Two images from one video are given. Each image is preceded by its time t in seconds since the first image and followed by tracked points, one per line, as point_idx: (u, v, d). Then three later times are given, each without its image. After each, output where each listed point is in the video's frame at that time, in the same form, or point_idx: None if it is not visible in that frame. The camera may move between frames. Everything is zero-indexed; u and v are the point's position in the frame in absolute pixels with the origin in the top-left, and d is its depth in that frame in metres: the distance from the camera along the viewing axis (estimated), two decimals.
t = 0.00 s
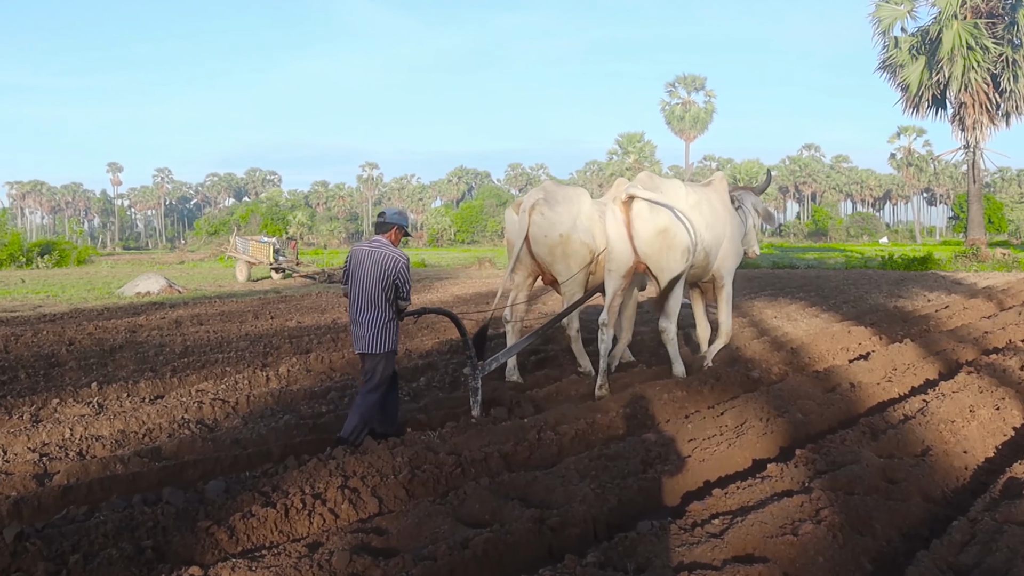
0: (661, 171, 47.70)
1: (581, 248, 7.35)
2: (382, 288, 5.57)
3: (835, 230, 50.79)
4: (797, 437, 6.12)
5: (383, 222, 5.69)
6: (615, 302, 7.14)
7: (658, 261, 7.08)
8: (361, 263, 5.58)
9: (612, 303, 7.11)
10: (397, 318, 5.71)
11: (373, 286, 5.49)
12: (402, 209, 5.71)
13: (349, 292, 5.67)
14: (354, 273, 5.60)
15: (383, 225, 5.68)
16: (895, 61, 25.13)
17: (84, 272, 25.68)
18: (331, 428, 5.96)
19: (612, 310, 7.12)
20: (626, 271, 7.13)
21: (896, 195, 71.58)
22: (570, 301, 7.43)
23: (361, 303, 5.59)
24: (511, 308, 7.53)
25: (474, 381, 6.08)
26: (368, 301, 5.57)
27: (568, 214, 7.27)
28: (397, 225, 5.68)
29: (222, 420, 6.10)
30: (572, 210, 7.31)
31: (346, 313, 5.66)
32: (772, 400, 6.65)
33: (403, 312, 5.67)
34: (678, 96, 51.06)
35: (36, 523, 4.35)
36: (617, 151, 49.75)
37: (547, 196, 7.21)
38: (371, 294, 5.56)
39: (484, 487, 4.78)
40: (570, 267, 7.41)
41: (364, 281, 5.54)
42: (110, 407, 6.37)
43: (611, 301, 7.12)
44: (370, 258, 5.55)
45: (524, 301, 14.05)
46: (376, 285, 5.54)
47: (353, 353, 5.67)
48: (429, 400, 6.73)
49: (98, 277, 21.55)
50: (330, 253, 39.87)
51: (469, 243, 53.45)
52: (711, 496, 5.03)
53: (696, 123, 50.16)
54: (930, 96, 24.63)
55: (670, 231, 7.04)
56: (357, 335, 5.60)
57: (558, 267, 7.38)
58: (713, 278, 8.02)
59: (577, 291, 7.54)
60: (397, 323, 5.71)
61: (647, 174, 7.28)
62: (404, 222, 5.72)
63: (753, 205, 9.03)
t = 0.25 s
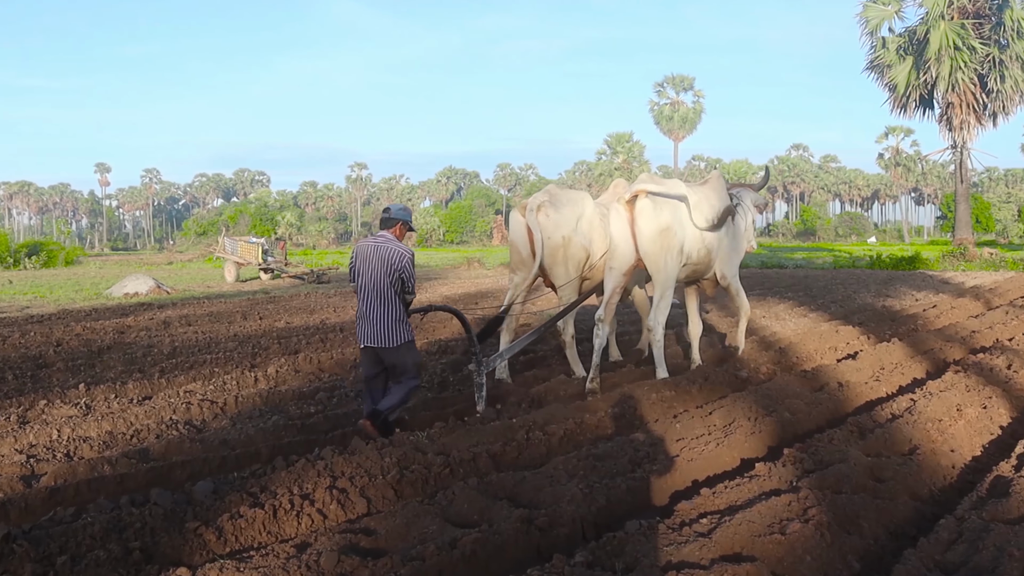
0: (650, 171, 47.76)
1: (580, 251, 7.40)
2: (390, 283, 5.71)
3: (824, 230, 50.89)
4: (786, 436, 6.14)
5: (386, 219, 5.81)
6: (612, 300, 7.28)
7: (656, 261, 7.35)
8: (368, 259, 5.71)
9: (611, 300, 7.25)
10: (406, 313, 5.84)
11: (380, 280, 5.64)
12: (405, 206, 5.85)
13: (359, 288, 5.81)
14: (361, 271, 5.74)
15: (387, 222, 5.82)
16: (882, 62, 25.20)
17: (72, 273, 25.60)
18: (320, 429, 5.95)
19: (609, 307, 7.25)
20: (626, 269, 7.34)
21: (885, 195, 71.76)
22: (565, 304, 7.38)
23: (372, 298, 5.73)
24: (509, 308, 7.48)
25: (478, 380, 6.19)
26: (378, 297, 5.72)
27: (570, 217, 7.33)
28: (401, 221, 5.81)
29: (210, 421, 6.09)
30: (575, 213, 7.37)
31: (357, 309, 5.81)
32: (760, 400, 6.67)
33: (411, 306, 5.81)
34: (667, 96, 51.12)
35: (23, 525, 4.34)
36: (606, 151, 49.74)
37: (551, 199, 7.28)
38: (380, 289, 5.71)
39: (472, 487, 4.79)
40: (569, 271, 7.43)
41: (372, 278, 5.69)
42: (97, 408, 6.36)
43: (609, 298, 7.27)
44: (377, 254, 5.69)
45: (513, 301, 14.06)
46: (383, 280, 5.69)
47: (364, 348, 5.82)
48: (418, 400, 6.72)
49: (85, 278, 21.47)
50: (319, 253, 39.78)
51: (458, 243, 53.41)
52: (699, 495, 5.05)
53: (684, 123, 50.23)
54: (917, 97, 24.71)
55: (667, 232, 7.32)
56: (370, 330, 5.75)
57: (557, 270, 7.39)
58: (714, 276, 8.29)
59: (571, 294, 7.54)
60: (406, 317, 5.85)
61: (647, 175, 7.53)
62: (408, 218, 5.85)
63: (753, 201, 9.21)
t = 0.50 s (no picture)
0: (639, 172, 47.80)
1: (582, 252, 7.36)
2: (400, 285, 5.70)
3: (813, 230, 50.98)
4: (775, 436, 6.15)
5: (395, 222, 5.82)
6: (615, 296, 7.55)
7: (656, 257, 7.49)
8: (378, 262, 5.71)
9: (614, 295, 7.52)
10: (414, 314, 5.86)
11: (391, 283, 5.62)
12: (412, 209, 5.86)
13: (366, 291, 5.77)
14: (371, 274, 5.73)
15: (395, 225, 5.81)
16: (870, 62, 25.26)
17: (59, 274, 25.49)
18: (309, 430, 5.95)
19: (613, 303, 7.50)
20: (630, 267, 7.54)
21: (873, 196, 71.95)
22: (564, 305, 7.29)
23: (382, 301, 5.71)
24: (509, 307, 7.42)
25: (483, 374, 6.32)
26: (388, 299, 5.70)
27: (573, 218, 7.28)
28: (410, 224, 5.83)
29: (199, 423, 6.08)
30: (577, 214, 7.32)
31: (364, 312, 5.75)
32: (749, 400, 6.68)
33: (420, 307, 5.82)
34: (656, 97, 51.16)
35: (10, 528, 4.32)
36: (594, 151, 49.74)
37: (555, 200, 7.23)
38: (391, 291, 5.69)
39: (462, 488, 4.79)
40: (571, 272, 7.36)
41: (383, 280, 5.68)
42: (85, 410, 6.34)
43: (612, 293, 7.54)
44: (389, 257, 5.69)
45: (503, 302, 14.06)
46: (394, 283, 5.68)
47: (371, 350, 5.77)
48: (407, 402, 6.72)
49: (72, 280, 21.40)
50: (308, 254, 39.70)
51: (447, 244, 53.36)
52: (689, 496, 5.06)
53: (673, 124, 50.29)
54: (905, 97, 24.78)
55: (668, 229, 7.46)
56: (379, 332, 5.73)
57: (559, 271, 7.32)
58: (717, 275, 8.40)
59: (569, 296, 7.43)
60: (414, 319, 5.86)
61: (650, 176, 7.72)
62: (414, 221, 5.87)
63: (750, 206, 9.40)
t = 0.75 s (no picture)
0: (626, 174, 47.85)
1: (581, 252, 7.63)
2: (415, 288, 5.79)
3: (800, 232, 51.10)
4: (761, 438, 6.18)
5: (408, 225, 5.87)
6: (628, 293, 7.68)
7: (653, 259, 7.41)
8: (392, 266, 5.75)
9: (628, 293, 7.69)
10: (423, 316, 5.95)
11: (406, 288, 5.67)
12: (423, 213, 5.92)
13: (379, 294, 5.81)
14: (382, 277, 5.78)
15: (408, 229, 5.86)
16: (857, 64, 25.35)
17: (45, 276, 25.41)
18: (296, 433, 5.94)
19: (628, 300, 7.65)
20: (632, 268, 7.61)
21: (860, 197, 72.19)
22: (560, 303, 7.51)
23: (397, 303, 5.77)
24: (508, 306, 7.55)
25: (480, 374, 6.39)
26: (403, 302, 5.78)
27: (573, 219, 7.56)
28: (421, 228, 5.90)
29: (186, 426, 6.07)
30: (577, 216, 7.61)
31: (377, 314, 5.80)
32: (736, 401, 6.70)
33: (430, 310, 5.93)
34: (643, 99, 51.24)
35: None
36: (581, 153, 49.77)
37: (555, 201, 7.53)
38: (407, 294, 5.77)
39: (449, 491, 4.79)
40: (569, 271, 7.62)
41: (398, 284, 5.72)
42: (70, 414, 6.32)
43: (626, 291, 7.68)
44: (404, 261, 5.74)
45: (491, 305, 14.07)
46: (410, 287, 5.75)
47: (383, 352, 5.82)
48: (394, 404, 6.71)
49: (58, 282, 21.34)
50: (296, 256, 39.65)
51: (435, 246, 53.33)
52: (676, 497, 5.07)
53: (661, 126, 50.38)
54: (891, 99, 24.87)
55: (667, 231, 7.40)
56: (393, 334, 5.77)
57: (557, 269, 7.55)
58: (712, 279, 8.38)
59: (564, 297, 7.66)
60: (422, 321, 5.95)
61: (650, 176, 7.69)
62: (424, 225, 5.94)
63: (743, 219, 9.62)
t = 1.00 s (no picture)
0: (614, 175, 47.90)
1: (580, 252, 7.80)
2: (416, 284, 5.99)
3: (787, 233, 51.24)
4: (748, 438, 6.19)
5: (409, 222, 6.11)
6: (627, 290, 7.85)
7: (647, 260, 7.37)
8: (394, 261, 5.96)
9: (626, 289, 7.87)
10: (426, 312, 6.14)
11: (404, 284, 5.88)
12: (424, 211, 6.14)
13: (382, 290, 6.03)
14: (384, 274, 6.00)
15: (410, 226, 6.10)
16: (843, 66, 25.43)
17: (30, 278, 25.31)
18: (282, 435, 5.93)
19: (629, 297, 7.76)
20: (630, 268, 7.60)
21: (846, 199, 72.42)
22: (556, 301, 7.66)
23: (398, 298, 5.98)
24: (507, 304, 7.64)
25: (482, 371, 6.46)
26: (404, 297, 5.98)
27: (571, 220, 7.74)
28: (423, 225, 6.11)
29: (172, 428, 6.05)
30: (576, 217, 7.78)
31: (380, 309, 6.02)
32: (723, 402, 6.72)
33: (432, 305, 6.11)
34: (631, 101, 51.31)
35: None
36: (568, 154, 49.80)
37: (554, 203, 7.72)
38: (408, 289, 5.97)
39: (436, 492, 4.79)
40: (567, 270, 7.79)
41: (400, 280, 5.93)
42: (55, 416, 6.29)
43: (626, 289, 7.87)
44: (405, 256, 5.96)
45: (478, 306, 14.06)
46: (411, 282, 5.95)
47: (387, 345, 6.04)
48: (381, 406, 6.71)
49: (44, 283, 21.25)
50: (282, 258, 39.57)
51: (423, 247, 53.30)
52: (662, 498, 5.07)
53: (648, 127, 50.47)
54: (878, 101, 24.96)
55: (663, 233, 7.35)
56: (396, 328, 5.99)
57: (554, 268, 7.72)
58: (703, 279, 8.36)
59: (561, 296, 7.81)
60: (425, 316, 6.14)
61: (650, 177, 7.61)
62: (426, 223, 6.15)
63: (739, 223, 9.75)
